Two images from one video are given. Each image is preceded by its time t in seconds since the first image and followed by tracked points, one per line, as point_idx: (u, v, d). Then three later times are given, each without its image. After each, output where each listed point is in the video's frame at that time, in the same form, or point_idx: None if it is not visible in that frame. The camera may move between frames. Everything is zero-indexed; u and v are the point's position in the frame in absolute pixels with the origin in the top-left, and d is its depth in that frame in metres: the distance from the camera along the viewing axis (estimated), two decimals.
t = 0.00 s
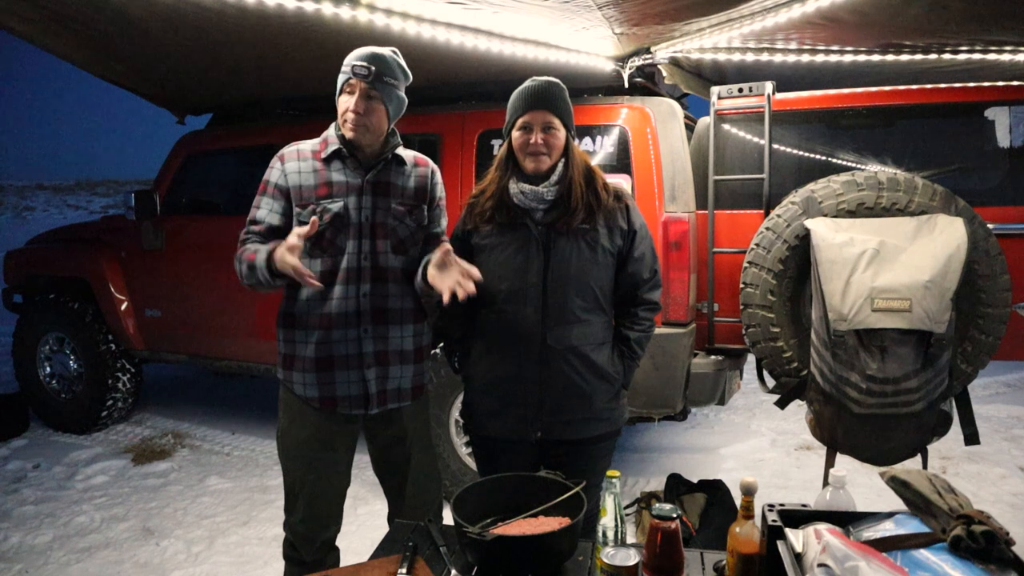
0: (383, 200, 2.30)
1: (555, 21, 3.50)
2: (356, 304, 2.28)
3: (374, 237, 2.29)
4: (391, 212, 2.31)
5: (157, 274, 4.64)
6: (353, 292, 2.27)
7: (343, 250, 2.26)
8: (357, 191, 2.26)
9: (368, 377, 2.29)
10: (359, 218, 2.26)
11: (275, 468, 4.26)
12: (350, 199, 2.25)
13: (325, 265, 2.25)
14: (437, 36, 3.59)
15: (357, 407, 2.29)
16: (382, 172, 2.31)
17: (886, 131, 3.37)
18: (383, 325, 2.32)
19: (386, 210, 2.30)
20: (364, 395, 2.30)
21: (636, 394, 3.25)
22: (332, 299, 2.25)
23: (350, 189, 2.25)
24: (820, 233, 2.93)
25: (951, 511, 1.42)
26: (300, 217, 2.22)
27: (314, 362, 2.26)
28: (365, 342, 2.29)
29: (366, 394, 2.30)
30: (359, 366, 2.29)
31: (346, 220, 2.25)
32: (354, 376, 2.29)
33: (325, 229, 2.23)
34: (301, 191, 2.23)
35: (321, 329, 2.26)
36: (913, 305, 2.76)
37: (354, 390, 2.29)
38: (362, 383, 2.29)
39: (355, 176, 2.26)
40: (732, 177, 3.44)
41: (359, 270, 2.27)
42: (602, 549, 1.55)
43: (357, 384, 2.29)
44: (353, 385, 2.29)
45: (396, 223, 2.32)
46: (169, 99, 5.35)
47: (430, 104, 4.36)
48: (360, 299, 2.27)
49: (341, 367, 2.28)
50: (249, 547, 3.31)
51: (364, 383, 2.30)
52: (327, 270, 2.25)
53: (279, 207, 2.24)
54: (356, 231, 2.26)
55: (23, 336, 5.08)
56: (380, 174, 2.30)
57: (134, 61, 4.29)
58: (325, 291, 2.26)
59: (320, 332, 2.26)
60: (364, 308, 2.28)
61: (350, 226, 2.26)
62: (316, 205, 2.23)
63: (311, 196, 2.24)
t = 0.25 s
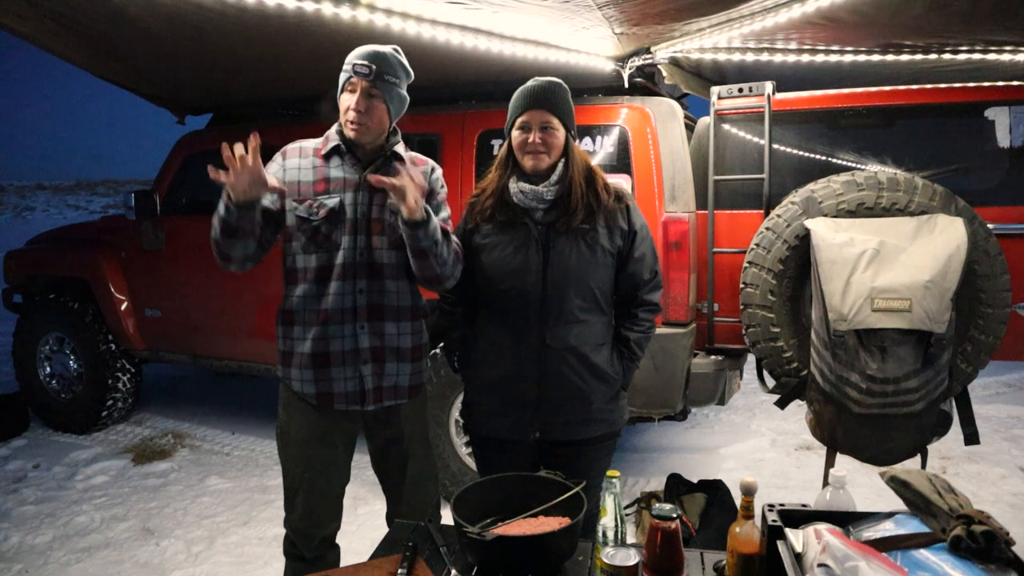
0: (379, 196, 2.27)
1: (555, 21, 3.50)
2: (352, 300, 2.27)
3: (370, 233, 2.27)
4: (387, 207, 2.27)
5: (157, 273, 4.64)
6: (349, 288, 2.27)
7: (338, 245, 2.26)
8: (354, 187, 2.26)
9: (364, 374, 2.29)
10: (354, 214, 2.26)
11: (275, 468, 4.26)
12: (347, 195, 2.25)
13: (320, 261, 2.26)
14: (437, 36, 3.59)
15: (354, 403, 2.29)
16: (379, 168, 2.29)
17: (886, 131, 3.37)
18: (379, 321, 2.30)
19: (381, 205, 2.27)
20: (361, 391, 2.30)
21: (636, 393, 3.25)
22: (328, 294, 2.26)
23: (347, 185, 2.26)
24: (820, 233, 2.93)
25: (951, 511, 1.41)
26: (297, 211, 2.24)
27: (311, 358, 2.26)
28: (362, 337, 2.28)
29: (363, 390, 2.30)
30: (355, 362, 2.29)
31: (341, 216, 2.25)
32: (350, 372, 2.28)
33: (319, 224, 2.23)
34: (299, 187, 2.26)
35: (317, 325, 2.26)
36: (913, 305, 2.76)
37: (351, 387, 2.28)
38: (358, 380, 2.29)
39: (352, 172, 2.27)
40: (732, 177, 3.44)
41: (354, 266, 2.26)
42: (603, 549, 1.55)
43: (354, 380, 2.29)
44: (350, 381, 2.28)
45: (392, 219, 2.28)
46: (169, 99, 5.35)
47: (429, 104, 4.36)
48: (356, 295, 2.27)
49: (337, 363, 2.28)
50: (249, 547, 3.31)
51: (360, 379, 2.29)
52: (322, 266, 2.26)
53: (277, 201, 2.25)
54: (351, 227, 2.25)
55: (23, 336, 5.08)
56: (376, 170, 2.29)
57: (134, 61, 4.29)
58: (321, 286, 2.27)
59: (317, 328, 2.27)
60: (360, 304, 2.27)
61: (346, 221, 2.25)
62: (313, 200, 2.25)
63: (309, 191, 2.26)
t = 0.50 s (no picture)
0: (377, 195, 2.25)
1: (555, 21, 3.50)
2: (346, 298, 2.27)
3: (364, 232, 2.27)
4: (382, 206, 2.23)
5: (157, 273, 4.64)
6: (343, 286, 2.27)
7: (332, 244, 2.25)
8: (350, 185, 2.25)
9: (359, 373, 2.28)
10: (349, 212, 2.26)
11: (275, 468, 4.26)
12: (344, 194, 2.25)
13: (314, 259, 2.27)
14: (437, 36, 3.59)
15: (348, 402, 2.29)
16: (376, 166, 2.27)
17: (885, 131, 3.38)
18: (375, 320, 2.30)
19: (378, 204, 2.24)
20: (355, 390, 2.29)
21: (636, 393, 3.25)
22: (322, 292, 2.26)
23: (344, 184, 2.26)
24: (820, 233, 2.93)
25: (951, 511, 1.41)
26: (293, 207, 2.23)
27: (307, 356, 2.27)
28: (356, 335, 2.28)
29: (357, 388, 2.29)
30: (350, 361, 2.29)
31: (336, 214, 2.25)
32: (344, 371, 2.28)
33: (314, 222, 2.21)
34: (298, 183, 2.26)
35: (312, 323, 2.27)
36: (913, 305, 2.76)
37: (345, 385, 2.28)
38: (353, 378, 2.29)
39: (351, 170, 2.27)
40: (732, 177, 3.44)
41: (348, 264, 2.26)
42: (602, 549, 1.55)
43: (348, 378, 2.28)
44: (344, 379, 2.28)
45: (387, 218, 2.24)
46: (169, 99, 5.35)
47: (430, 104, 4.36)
48: (350, 294, 2.27)
49: (332, 361, 2.28)
50: (249, 547, 3.31)
51: (354, 378, 2.29)
52: (317, 263, 2.28)
53: (275, 196, 2.25)
54: (346, 225, 2.25)
55: (23, 336, 5.08)
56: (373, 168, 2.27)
57: (134, 61, 4.29)
58: (316, 284, 2.28)
59: (312, 326, 2.27)
60: (355, 303, 2.27)
61: (340, 220, 2.25)
62: (310, 197, 2.25)
63: (308, 188, 2.26)
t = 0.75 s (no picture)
0: (374, 198, 2.24)
1: (555, 21, 3.50)
2: (343, 301, 2.27)
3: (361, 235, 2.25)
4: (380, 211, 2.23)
5: (157, 273, 4.64)
6: (340, 289, 2.27)
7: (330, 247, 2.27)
8: (349, 189, 2.25)
9: (354, 375, 2.28)
10: (348, 216, 2.25)
11: (275, 468, 4.26)
12: (342, 197, 2.25)
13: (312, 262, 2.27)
14: (437, 36, 3.59)
15: (344, 404, 2.28)
16: (375, 169, 2.26)
17: (886, 131, 3.38)
18: (371, 323, 2.29)
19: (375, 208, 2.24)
20: (351, 392, 2.28)
21: (635, 393, 3.25)
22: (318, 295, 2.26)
23: (343, 187, 2.26)
24: (820, 233, 2.93)
25: (951, 511, 1.42)
26: (292, 211, 2.25)
27: (304, 357, 2.27)
28: (353, 337, 2.28)
29: (352, 391, 2.29)
30: (346, 363, 2.28)
31: (335, 217, 2.26)
32: (340, 373, 2.27)
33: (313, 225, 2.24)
34: (297, 186, 2.28)
35: (309, 325, 2.27)
36: (913, 305, 2.77)
37: (341, 387, 2.28)
38: (348, 380, 2.28)
39: (348, 173, 2.26)
40: (732, 177, 3.44)
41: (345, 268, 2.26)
42: (602, 549, 1.55)
43: (344, 381, 2.28)
44: (340, 381, 2.28)
45: (383, 222, 2.23)
46: (169, 99, 5.35)
47: (430, 104, 4.36)
48: (347, 296, 2.27)
49: (329, 363, 2.27)
50: (249, 547, 3.31)
51: (350, 380, 2.28)
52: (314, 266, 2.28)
53: (277, 200, 2.28)
54: (343, 229, 2.25)
55: (23, 337, 5.08)
56: (371, 171, 2.26)
57: (134, 61, 4.29)
58: (313, 286, 2.27)
59: (309, 328, 2.27)
60: (351, 306, 2.27)
61: (339, 223, 2.25)
62: (309, 200, 2.26)
63: (307, 192, 2.27)
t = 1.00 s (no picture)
0: (378, 200, 2.27)
1: (555, 21, 3.50)
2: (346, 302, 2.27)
3: (366, 237, 2.27)
4: (385, 214, 2.26)
5: (157, 273, 4.64)
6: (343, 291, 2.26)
7: (335, 249, 2.25)
8: (353, 190, 2.25)
9: (358, 376, 2.28)
10: (352, 217, 2.25)
11: (275, 468, 4.26)
12: (345, 199, 2.25)
13: (317, 263, 2.25)
14: (437, 36, 3.59)
15: (347, 405, 2.28)
16: (378, 171, 2.27)
17: (886, 131, 3.37)
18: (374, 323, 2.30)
19: (380, 211, 2.27)
20: (354, 393, 2.28)
21: (636, 393, 3.25)
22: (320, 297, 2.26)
23: (346, 188, 2.25)
24: (820, 233, 2.93)
25: (951, 511, 1.42)
26: (296, 213, 2.24)
27: (307, 358, 2.27)
28: (356, 338, 2.28)
29: (356, 392, 2.28)
30: (349, 364, 2.28)
31: (339, 218, 2.25)
32: (343, 374, 2.27)
33: (318, 227, 2.23)
34: (298, 188, 2.27)
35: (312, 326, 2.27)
36: (913, 305, 2.77)
37: (345, 388, 2.27)
38: (352, 381, 2.28)
39: (351, 175, 2.26)
40: (732, 177, 3.44)
41: (349, 270, 2.26)
42: (602, 549, 1.55)
43: (347, 381, 2.27)
44: (344, 382, 2.27)
45: (389, 225, 2.27)
46: (169, 99, 5.35)
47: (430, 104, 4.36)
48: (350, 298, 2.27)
49: (332, 364, 2.27)
50: (249, 547, 3.31)
51: (353, 381, 2.28)
52: (320, 268, 2.26)
53: (277, 204, 2.30)
54: (348, 230, 2.24)
55: (23, 337, 5.08)
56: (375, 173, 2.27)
57: (134, 61, 4.29)
58: (316, 288, 2.26)
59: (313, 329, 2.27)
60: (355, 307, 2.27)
61: (343, 225, 2.25)
62: (311, 202, 2.25)
63: (309, 193, 2.26)
